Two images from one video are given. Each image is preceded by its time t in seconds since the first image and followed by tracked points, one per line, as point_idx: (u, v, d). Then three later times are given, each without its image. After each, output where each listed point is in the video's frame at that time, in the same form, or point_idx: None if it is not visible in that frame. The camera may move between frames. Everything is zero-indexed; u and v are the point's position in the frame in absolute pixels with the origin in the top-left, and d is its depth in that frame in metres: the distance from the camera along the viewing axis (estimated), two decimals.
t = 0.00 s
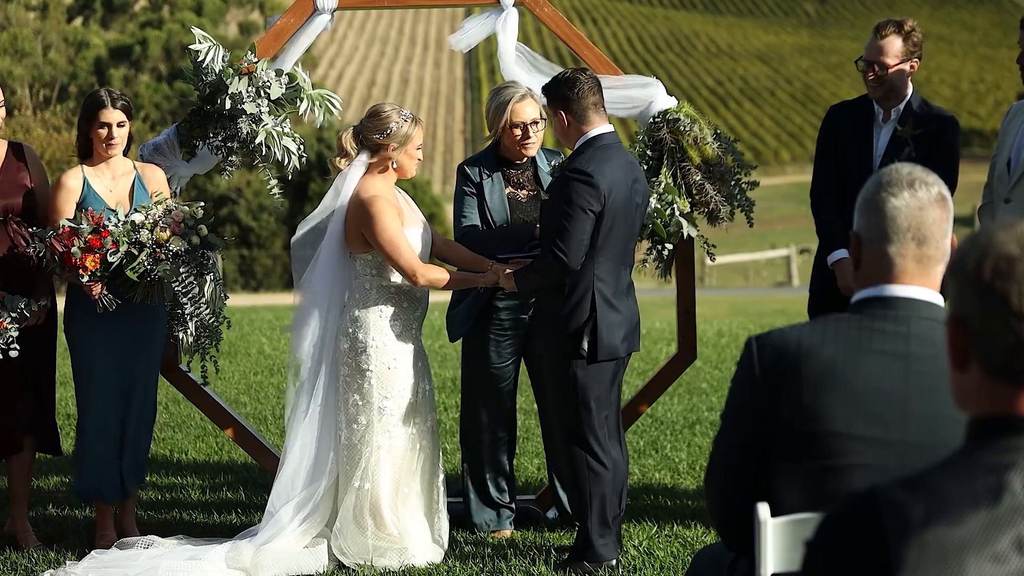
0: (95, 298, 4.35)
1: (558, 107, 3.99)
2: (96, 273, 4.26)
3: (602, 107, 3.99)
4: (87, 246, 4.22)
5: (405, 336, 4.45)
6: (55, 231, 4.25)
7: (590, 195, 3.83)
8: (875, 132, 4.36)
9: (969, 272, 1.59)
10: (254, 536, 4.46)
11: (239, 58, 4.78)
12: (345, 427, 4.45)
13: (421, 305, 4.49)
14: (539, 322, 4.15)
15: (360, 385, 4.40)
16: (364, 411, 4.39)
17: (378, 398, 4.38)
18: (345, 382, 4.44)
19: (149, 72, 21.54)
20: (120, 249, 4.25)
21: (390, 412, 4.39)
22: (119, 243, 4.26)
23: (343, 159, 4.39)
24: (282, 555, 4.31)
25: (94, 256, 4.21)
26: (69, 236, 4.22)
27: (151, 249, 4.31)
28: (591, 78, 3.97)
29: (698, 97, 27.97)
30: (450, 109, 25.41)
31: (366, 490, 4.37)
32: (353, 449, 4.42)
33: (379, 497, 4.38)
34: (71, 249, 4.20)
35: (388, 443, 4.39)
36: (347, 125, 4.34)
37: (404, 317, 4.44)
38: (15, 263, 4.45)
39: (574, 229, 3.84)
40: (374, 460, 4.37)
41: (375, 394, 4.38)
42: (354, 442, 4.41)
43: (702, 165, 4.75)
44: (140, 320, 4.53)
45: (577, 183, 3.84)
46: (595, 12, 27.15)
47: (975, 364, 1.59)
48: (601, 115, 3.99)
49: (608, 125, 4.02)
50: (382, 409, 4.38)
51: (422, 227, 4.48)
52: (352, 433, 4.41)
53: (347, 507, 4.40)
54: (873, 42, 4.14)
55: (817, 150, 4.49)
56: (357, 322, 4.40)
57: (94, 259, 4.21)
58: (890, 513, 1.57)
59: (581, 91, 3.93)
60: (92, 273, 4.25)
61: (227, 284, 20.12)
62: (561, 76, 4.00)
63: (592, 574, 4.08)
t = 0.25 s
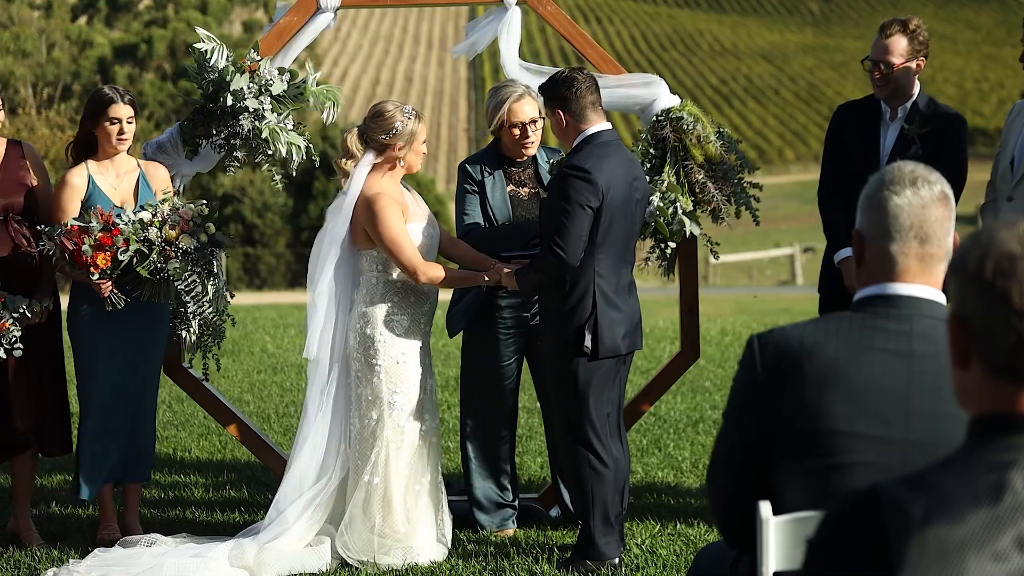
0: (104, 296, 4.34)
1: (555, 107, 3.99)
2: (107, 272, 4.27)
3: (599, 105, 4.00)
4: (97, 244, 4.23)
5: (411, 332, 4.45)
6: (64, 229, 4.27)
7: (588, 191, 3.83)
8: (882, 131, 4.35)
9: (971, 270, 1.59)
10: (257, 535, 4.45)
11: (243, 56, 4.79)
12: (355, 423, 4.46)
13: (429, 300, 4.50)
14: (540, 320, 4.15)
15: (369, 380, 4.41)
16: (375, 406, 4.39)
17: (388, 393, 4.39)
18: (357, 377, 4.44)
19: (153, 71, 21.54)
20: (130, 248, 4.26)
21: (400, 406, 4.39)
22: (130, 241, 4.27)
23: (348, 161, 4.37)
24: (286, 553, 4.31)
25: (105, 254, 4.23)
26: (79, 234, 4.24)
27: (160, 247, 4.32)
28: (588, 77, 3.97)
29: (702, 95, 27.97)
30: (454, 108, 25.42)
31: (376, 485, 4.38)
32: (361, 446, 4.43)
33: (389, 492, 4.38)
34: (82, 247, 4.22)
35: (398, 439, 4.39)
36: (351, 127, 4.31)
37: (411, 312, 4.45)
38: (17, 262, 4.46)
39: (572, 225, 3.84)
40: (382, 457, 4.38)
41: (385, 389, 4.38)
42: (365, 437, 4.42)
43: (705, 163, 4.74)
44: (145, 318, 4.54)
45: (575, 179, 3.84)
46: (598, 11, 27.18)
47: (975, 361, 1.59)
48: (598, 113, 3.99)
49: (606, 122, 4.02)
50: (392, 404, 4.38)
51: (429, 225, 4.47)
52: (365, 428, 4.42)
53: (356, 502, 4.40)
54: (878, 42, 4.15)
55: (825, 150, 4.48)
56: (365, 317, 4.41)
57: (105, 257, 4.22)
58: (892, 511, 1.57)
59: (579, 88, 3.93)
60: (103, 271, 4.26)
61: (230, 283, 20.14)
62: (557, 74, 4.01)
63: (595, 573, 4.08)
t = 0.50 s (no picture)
0: (109, 294, 4.36)
1: (555, 105, 3.99)
2: (111, 271, 4.28)
3: (597, 101, 4.00)
4: (101, 243, 4.25)
5: (414, 330, 4.45)
6: (67, 228, 4.28)
7: (587, 187, 3.83)
8: (888, 126, 4.36)
9: (972, 268, 1.59)
10: (261, 532, 4.46)
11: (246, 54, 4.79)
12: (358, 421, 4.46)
13: (431, 299, 4.51)
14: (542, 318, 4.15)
15: (372, 378, 4.41)
16: (376, 405, 4.39)
17: (389, 393, 4.38)
18: (359, 376, 4.44)
19: (157, 69, 21.53)
20: (134, 247, 4.27)
21: (402, 405, 4.39)
22: (133, 240, 4.29)
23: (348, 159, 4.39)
24: (289, 550, 4.31)
25: (109, 254, 4.24)
26: (83, 233, 4.26)
27: (162, 245, 4.32)
28: (581, 74, 4.00)
29: (706, 93, 27.94)
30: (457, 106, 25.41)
31: (379, 483, 4.37)
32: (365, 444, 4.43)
33: (392, 491, 4.37)
34: (86, 247, 4.23)
35: (403, 436, 4.39)
36: (354, 126, 4.30)
37: (412, 311, 4.45)
38: (20, 260, 4.46)
39: (571, 222, 3.83)
40: (386, 455, 4.38)
41: (387, 388, 4.38)
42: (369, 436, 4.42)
43: (708, 161, 4.75)
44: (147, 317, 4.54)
45: (574, 176, 3.84)
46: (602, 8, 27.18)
47: (977, 360, 1.59)
48: (594, 112, 4.00)
49: (605, 120, 4.02)
50: (394, 403, 4.38)
51: (431, 224, 4.48)
52: (366, 427, 4.42)
53: (360, 501, 4.41)
54: (884, 38, 4.14)
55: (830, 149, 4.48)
56: (366, 316, 4.40)
57: (110, 256, 4.23)
58: (893, 510, 1.56)
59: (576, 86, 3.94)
60: (108, 270, 4.27)
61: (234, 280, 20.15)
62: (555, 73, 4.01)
63: (597, 571, 4.08)
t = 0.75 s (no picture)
0: (110, 291, 4.37)
1: (557, 103, 3.99)
2: (113, 266, 4.28)
3: (599, 99, 3.99)
4: (103, 239, 4.24)
5: (416, 329, 4.46)
6: (68, 226, 4.27)
7: (588, 185, 3.83)
8: (890, 124, 4.35)
9: (974, 266, 1.58)
10: (263, 530, 4.46)
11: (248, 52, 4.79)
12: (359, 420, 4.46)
13: (432, 298, 4.51)
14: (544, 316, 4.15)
15: (373, 378, 4.41)
16: (375, 405, 4.39)
17: (389, 392, 4.39)
18: (357, 376, 4.44)
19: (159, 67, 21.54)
20: (135, 242, 4.28)
21: (401, 405, 4.40)
22: (134, 235, 4.29)
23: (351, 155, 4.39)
24: (291, 548, 4.32)
25: (110, 250, 4.24)
26: (84, 230, 4.25)
27: (163, 241, 4.33)
28: (587, 72, 3.98)
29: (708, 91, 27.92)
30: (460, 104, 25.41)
31: (379, 484, 4.38)
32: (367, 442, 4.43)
33: (392, 491, 4.38)
34: (87, 243, 4.22)
35: (404, 434, 4.40)
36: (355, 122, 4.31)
37: (413, 311, 4.45)
38: (25, 256, 4.47)
39: (573, 219, 3.83)
40: (388, 453, 4.38)
41: (386, 388, 4.39)
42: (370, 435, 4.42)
43: (711, 159, 4.74)
44: (149, 316, 4.55)
45: (575, 174, 3.84)
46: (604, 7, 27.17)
47: (979, 358, 1.59)
48: (598, 108, 3.99)
49: (607, 118, 4.02)
50: (393, 403, 4.39)
51: (432, 223, 4.48)
52: (365, 427, 4.42)
53: (360, 501, 4.40)
54: (887, 37, 4.14)
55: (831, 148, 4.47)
56: (367, 316, 4.41)
57: (111, 252, 4.23)
58: (894, 508, 1.56)
59: (578, 84, 3.94)
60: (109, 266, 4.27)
61: (237, 278, 20.16)
62: (557, 71, 4.01)
63: (600, 569, 4.08)
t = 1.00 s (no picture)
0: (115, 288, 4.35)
1: (562, 101, 3.99)
2: (119, 262, 4.29)
3: (605, 97, 3.99)
4: (109, 235, 4.24)
5: (421, 327, 4.46)
6: (74, 223, 4.27)
7: (592, 183, 3.83)
8: (889, 123, 4.36)
9: (978, 264, 1.58)
10: (267, 529, 4.46)
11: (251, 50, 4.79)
12: (363, 419, 4.47)
13: (438, 295, 4.51)
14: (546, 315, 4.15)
15: (378, 376, 4.41)
16: (381, 402, 4.40)
17: (395, 390, 4.39)
18: (363, 374, 4.45)
19: (162, 65, 21.54)
20: (142, 238, 4.28)
21: (407, 402, 4.40)
22: (139, 232, 4.29)
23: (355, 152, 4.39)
24: (294, 546, 4.32)
25: (117, 246, 4.24)
26: (90, 227, 4.25)
27: (168, 237, 4.35)
28: (592, 70, 3.98)
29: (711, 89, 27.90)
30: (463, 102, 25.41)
31: (384, 481, 4.38)
32: (371, 441, 4.43)
33: (397, 489, 4.38)
34: (93, 239, 4.23)
35: (408, 433, 4.40)
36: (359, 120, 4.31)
37: (420, 308, 4.46)
38: (28, 254, 4.48)
39: (575, 218, 3.84)
40: (392, 452, 4.38)
41: (392, 385, 4.39)
42: (374, 434, 4.42)
43: (714, 157, 4.73)
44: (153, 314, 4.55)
45: (579, 172, 3.84)
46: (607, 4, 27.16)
47: (983, 357, 1.58)
48: (605, 106, 3.99)
49: (612, 116, 4.02)
50: (399, 401, 4.39)
51: (434, 220, 4.48)
52: (372, 424, 4.42)
53: (365, 499, 4.41)
54: (885, 37, 4.13)
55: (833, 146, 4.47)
56: (372, 313, 4.41)
57: (117, 248, 4.23)
58: (898, 507, 1.56)
59: (584, 82, 3.94)
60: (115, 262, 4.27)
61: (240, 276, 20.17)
62: (563, 70, 4.02)
63: (603, 567, 4.09)
